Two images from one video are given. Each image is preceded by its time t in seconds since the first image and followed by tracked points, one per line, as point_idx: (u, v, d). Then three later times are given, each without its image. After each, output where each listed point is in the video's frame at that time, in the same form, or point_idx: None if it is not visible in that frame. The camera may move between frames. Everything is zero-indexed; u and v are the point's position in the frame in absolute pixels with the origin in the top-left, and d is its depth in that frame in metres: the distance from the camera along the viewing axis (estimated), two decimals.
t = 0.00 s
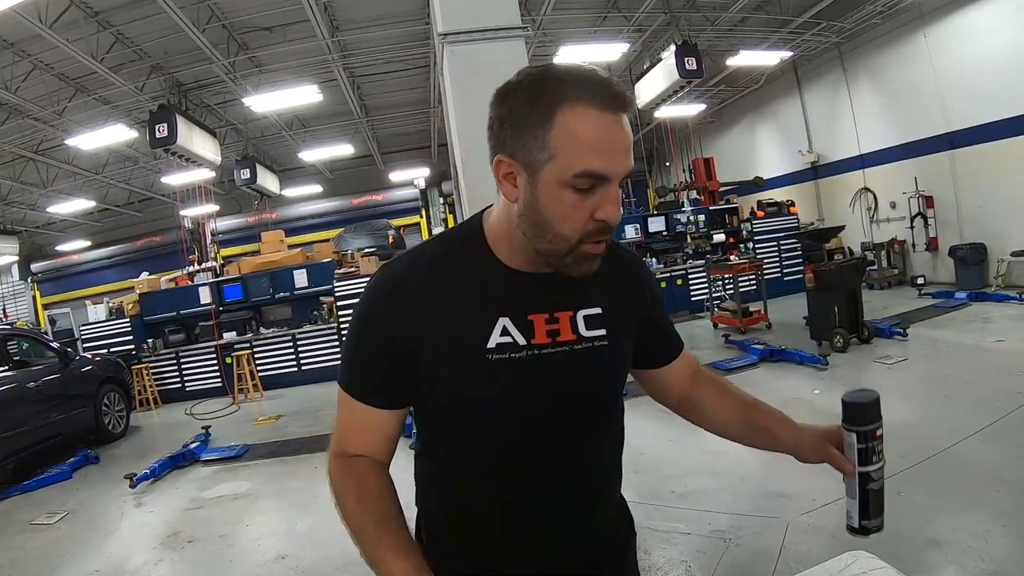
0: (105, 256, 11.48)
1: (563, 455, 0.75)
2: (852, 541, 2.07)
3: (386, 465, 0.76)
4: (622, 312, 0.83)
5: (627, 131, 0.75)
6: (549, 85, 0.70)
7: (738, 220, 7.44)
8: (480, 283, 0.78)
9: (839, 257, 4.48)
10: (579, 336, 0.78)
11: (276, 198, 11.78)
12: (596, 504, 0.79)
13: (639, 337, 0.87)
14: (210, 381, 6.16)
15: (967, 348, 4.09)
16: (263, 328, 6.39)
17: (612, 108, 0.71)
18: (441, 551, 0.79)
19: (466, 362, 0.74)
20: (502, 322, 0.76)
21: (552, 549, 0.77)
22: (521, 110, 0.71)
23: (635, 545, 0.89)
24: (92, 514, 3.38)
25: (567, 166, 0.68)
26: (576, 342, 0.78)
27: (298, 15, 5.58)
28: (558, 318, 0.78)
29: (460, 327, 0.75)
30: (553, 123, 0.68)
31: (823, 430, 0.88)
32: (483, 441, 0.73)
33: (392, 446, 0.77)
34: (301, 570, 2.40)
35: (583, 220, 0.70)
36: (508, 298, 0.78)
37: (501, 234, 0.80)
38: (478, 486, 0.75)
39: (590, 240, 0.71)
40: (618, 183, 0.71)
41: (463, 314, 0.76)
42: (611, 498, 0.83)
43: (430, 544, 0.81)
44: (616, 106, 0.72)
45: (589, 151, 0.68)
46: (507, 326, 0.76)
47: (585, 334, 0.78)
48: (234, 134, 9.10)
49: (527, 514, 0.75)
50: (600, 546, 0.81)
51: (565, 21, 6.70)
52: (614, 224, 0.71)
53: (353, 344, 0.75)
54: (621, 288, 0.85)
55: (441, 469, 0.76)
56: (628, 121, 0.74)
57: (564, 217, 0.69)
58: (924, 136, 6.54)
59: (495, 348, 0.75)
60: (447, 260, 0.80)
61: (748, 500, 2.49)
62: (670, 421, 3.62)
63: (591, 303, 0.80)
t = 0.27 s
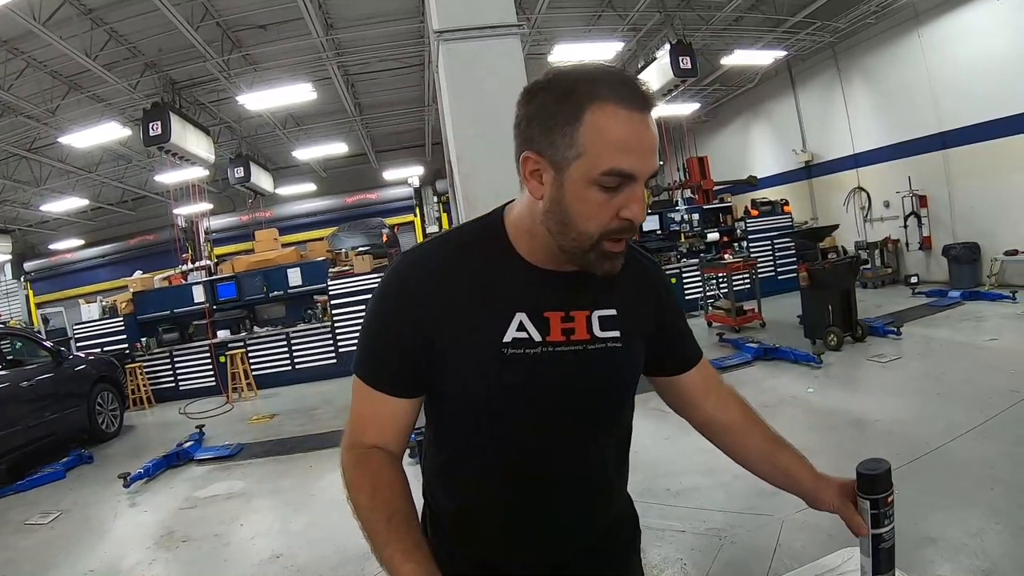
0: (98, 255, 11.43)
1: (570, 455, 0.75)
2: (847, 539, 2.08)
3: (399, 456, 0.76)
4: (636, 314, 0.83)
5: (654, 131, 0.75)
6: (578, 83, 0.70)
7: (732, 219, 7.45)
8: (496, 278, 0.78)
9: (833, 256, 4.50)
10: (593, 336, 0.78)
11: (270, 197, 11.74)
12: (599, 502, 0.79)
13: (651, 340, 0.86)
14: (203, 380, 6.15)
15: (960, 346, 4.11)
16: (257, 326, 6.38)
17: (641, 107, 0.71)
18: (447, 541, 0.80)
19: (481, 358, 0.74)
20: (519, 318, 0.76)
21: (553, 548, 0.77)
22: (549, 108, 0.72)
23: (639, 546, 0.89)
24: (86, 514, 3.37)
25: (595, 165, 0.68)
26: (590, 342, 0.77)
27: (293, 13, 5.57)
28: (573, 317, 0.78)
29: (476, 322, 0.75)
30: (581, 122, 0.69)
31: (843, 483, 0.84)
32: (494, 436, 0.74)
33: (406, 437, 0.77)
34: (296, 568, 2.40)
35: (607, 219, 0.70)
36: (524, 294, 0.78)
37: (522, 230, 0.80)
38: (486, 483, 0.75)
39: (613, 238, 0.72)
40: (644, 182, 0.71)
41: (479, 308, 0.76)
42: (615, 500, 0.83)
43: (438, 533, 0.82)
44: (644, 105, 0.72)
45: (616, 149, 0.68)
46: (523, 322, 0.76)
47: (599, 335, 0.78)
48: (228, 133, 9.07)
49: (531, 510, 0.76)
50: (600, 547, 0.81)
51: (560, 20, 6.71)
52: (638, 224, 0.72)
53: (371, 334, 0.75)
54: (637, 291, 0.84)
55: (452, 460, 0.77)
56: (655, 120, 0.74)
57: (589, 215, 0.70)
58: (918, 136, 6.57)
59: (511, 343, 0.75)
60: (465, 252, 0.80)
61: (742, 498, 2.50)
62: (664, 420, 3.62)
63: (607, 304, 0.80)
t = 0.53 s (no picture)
0: (89, 254, 11.35)
1: (576, 453, 0.76)
2: (839, 536, 2.09)
3: (411, 451, 0.74)
4: (643, 313, 0.83)
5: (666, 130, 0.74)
6: (589, 82, 0.71)
7: (724, 219, 7.47)
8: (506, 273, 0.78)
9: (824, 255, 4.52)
10: (601, 334, 0.78)
11: (262, 196, 11.70)
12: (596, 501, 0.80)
13: (658, 340, 0.87)
14: (195, 379, 6.12)
15: (952, 345, 4.14)
16: (248, 326, 6.36)
17: (652, 106, 0.71)
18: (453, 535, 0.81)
19: (492, 354, 0.74)
20: (529, 314, 0.76)
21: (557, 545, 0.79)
22: (563, 104, 0.72)
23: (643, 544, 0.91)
24: (78, 515, 3.35)
25: (606, 163, 0.68)
26: (598, 340, 0.78)
27: (284, 11, 5.54)
28: (582, 314, 0.78)
29: (486, 317, 0.75)
30: (594, 118, 0.69)
31: (846, 495, 0.84)
32: (505, 431, 0.74)
33: (416, 433, 0.76)
34: (289, 568, 2.39)
35: (618, 215, 0.70)
36: (533, 290, 0.78)
37: (533, 227, 0.80)
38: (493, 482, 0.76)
39: (622, 236, 0.71)
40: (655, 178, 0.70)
41: (489, 304, 0.76)
42: (619, 499, 0.84)
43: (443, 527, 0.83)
44: (655, 104, 0.72)
45: (628, 146, 0.68)
46: (533, 318, 0.76)
47: (607, 332, 0.79)
48: (220, 131, 9.02)
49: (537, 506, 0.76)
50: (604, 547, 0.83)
51: (552, 19, 6.71)
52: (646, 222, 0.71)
53: (381, 330, 0.75)
54: (644, 291, 0.85)
55: (460, 456, 0.77)
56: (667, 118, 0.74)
57: (598, 213, 0.69)
58: (909, 136, 6.61)
59: (520, 339, 0.75)
60: (474, 247, 0.80)
61: (736, 496, 2.51)
62: (657, 418, 3.63)
63: (616, 302, 0.80)
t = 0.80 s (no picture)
0: (82, 254, 11.30)
1: (580, 450, 0.76)
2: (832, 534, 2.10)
3: (417, 449, 0.74)
4: (644, 309, 0.84)
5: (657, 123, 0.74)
6: (575, 78, 0.71)
7: (717, 219, 7.50)
8: (508, 272, 0.79)
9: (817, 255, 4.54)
10: (602, 330, 0.78)
11: (256, 196, 11.68)
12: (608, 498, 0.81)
13: (660, 336, 0.87)
14: (189, 380, 6.10)
15: (943, 344, 4.17)
16: (241, 326, 6.38)
17: (638, 98, 0.71)
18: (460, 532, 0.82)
19: (493, 351, 0.74)
20: (529, 312, 0.76)
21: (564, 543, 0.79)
22: (550, 102, 0.73)
23: (650, 542, 0.91)
24: (72, 516, 3.34)
25: (590, 154, 0.68)
26: (599, 336, 0.78)
27: (278, 11, 5.53)
28: (583, 311, 0.78)
29: (487, 315, 0.76)
30: (580, 112, 0.69)
31: (841, 497, 0.82)
32: (507, 428, 0.74)
33: (421, 430, 0.76)
34: (283, 569, 2.39)
35: (605, 208, 0.69)
36: (534, 288, 0.78)
37: (531, 226, 0.81)
38: (500, 482, 0.76)
39: (611, 227, 0.70)
40: (645, 168, 0.70)
41: (491, 302, 0.76)
42: (625, 496, 0.85)
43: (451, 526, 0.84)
44: (643, 96, 0.72)
45: (612, 138, 0.68)
46: (533, 316, 0.76)
47: (608, 329, 0.79)
48: (213, 131, 8.99)
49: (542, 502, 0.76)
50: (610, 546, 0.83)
51: (546, 20, 6.72)
52: (636, 213, 0.70)
53: (384, 331, 0.75)
54: (645, 286, 0.85)
55: (464, 454, 0.78)
56: (657, 110, 0.74)
57: (585, 205, 0.69)
58: (902, 136, 6.65)
59: (520, 336, 0.75)
60: (476, 247, 0.81)
61: (730, 495, 2.52)
62: (651, 417, 3.64)
63: (616, 299, 0.81)
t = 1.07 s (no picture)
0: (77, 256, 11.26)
1: (577, 450, 0.76)
2: (829, 533, 2.11)
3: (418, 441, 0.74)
4: (640, 307, 0.83)
5: (630, 118, 0.73)
6: (540, 77, 0.73)
7: (712, 219, 7.51)
8: (504, 272, 0.78)
9: (812, 256, 4.56)
10: (597, 328, 0.78)
11: (251, 198, 11.65)
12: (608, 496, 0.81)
13: (658, 334, 0.86)
14: (184, 382, 6.08)
15: (938, 343, 4.19)
16: (236, 329, 6.41)
17: (602, 92, 0.71)
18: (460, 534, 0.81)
19: (486, 350, 0.74)
20: (523, 310, 0.76)
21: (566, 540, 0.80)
22: (520, 103, 0.76)
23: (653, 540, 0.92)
24: (67, 519, 3.33)
25: (549, 147, 0.69)
26: (594, 334, 0.78)
27: (273, 12, 5.53)
28: (577, 309, 0.78)
29: (481, 315, 0.75)
30: (544, 108, 0.71)
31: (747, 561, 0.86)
32: (504, 428, 0.74)
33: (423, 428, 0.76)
34: (280, 571, 2.39)
35: (564, 200, 0.69)
36: (528, 287, 0.78)
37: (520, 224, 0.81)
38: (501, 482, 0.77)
39: (573, 219, 0.70)
40: (605, 163, 0.70)
41: (486, 304, 0.76)
42: (625, 495, 0.85)
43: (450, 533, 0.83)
44: (610, 92, 0.72)
45: (570, 132, 0.69)
46: (526, 315, 0.76)
47: (604, 327, 0.79)
48: (208, 133, 8.97)
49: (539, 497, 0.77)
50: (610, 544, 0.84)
51: (542, 21, 6.73)
52: (599, 203, 0.69)
53: (382, 331, 0.75)
54: (641, 284, 0.85)
55: (465, 454, 0.78)
56: (629, 106, 0.74)
57: (545, 197, 0.70)
58: (896, 137, 6.67)
59: (513, 335, 0.75)
60: (473, 248, 0.80)
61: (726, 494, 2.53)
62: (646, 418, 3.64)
63: (611, 297, 0.81)
